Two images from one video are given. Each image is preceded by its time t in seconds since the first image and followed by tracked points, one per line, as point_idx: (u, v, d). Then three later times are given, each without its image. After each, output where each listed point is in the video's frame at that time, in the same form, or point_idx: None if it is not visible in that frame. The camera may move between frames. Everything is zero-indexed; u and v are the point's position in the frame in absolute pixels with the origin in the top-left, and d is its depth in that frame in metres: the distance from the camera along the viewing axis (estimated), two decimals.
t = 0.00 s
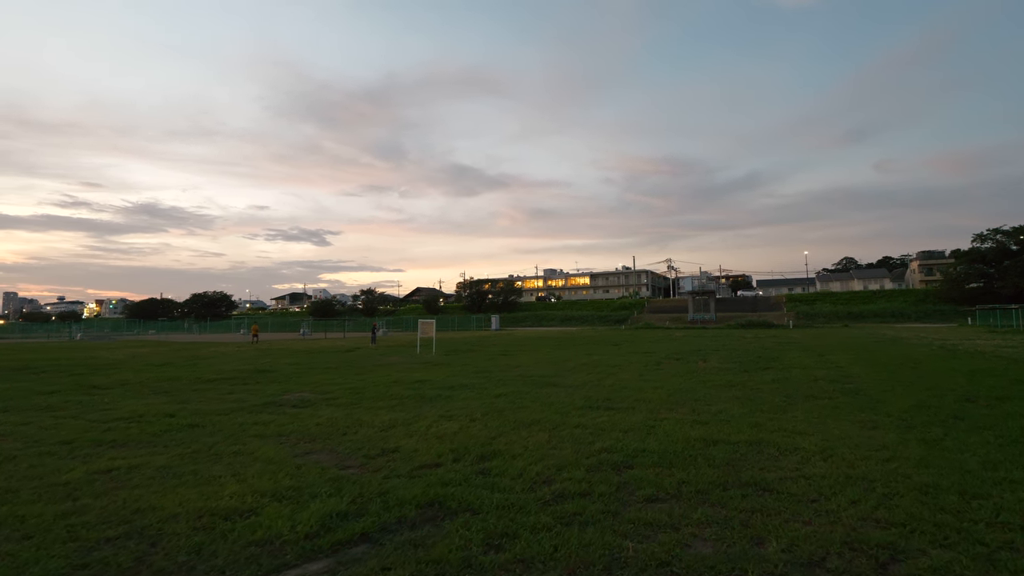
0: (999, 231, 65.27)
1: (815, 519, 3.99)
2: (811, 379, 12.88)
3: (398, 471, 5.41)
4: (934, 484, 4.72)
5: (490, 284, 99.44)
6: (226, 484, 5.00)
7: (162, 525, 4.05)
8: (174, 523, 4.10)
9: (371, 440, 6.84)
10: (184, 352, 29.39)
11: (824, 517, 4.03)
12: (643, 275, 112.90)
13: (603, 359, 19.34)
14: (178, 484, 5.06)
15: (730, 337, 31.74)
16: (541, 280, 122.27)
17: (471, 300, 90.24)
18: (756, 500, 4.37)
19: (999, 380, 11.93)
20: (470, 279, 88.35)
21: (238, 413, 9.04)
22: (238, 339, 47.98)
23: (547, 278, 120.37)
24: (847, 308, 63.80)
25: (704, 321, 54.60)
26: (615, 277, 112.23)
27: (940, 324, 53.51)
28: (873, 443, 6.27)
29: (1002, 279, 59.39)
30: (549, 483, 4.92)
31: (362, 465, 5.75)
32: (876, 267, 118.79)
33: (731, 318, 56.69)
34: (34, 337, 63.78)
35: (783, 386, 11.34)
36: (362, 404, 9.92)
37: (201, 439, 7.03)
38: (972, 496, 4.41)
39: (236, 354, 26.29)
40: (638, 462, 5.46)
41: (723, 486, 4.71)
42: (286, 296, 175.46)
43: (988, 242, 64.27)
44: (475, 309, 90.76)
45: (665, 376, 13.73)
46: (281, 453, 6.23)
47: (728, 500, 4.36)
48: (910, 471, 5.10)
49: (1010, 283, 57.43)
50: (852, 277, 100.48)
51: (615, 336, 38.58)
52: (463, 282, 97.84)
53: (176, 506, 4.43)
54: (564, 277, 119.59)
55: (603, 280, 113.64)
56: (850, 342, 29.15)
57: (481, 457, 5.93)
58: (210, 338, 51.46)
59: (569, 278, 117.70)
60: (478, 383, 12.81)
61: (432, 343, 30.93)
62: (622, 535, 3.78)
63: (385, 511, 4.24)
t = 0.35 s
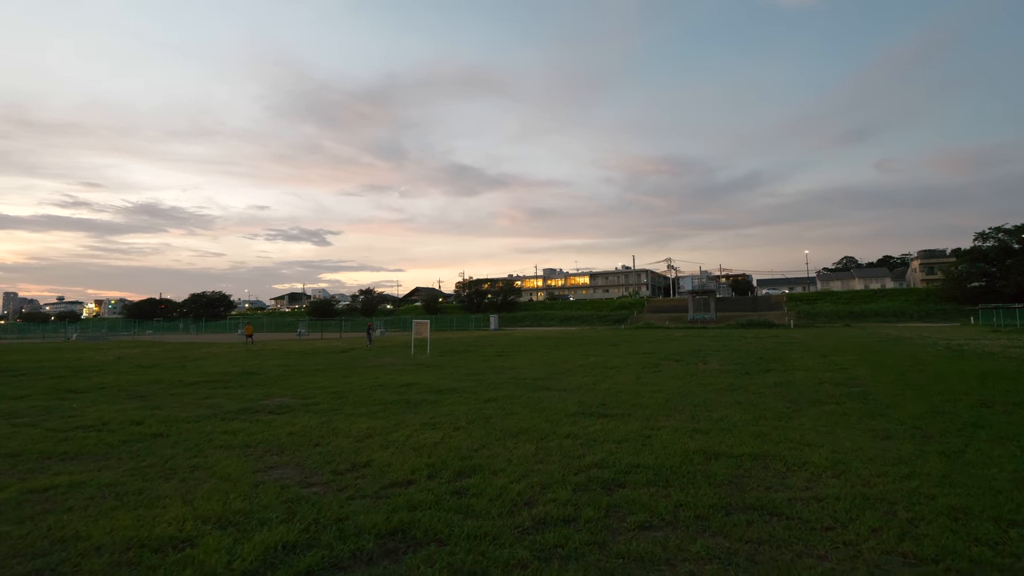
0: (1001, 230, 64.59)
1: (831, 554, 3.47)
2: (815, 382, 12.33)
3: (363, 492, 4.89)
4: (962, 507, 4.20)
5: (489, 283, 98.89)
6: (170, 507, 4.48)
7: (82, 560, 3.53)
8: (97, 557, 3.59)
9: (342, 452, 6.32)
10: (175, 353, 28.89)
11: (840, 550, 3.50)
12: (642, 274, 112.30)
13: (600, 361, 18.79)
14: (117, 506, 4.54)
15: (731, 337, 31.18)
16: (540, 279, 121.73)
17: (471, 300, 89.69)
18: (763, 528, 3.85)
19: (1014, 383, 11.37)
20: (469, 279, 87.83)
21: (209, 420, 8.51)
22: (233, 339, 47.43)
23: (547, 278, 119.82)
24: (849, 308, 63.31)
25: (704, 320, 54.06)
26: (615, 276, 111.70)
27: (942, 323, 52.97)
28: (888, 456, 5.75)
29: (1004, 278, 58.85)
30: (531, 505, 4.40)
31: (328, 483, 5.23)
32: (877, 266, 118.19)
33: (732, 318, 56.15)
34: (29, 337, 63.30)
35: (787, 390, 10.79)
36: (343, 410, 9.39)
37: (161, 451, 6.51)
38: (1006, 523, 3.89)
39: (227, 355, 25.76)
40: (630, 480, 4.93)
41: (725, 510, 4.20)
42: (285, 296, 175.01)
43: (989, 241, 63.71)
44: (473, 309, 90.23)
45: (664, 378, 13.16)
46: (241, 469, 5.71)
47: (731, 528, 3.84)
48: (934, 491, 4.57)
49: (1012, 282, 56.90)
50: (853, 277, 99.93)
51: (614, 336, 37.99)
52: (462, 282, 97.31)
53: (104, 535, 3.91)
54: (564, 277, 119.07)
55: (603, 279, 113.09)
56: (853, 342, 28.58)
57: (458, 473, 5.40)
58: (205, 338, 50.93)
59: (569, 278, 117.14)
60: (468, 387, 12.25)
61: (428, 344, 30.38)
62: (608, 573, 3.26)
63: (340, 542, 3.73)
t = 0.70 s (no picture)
0: (1004, 230, 64.04)
1: None
2: (822, 383, 11.81)
3: (326, 508, 4.34)
4: (1008, 529, 3.65)
5: (489, 283, 98.31)
6: (102, 527, 3.93)
7: None
8: None
9: (313, 461, 5.77)
10: (165, 353, 28.32)
11: None
12: (643, 274, 111.75)
13: (599, 362, 18.28)
14: (43, 526, 3.98)
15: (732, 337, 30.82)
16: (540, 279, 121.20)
17: (470, 300, 89.15)
18: (779, 555, 3.32)
19: None
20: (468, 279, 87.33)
21: (178, 424, 7.97)
22: (230, 339, 46.80)
23: (547, 278, 119.20)
24: (851, 308, 62.78)
25: (705, 321, 53.53)
26: (616, 276, 111.15)
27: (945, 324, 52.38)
28: (913, 466, 5.21)
29: (1007, 279, 58.29)
30: (512, 525, 3.87)
31: (289, 498, 4.68)
32: (878, 266, 117.57)
33: (733, 318, 55.61)
34: (25, 336, 62.86)
35: (795, 392, 10.23)
36: (323, 413, 8.86)
37: (115, 460, 5.95)
38: None
39: (217, 355, 25.25)
40: (627, 495, 4.38)
41: (736, 533, 3.66)
42: (285, 296, 174.55)
43: (992, 241, 63.18)
44: (473, 309, 89.72)
45: (665, 379, 12.59)
46: (196, 479, 5.17)
47: (744, 556, 3.30)
48: (971, 509, 4.02)
49: (1016, 282, 56.33)
50: (854, 277, 99.38)
51: (614, 336, 37.46)
52: (461, 282, 96.82)
53: (16, 562, 3.37)
54: (564, 277, 118.48)
55: (603, 279, 112.45)
56: (857, 342, 28.01)
57: (436, 485, 4.85)
58: (201, 338, 50.42)
59: (569, 278, 116.59)
60: (459, 388, 11.70)
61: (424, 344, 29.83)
62: None
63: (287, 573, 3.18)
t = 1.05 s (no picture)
0: (1006, 230, 63.55)
1: None
2: (827, 387, 11.31)
3: (277, 537, 3.83)
4: None
5: (488, 284, 97.77)
6: (12, 562, 3.41)
7: None
8: None
9: (275, 477, 5.25)
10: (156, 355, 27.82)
11: None
12: (643, 275, 111.32)
13: (596, 364, 17.75)
14: None
15: (733, 338, 30.30)
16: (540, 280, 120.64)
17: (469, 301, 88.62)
18: None
19: None
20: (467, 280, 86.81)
21: (143, 433, 7.46)
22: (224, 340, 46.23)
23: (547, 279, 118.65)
24: (852, 309, 62.28)
25: (705, 322, 52.98)
26: (616, 277, 110.64)
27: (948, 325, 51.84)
28: (937, 485, 4.71)
29: (1010, 279, 57.80)
30: (483, 562, 3.35)
31: (239, 523, 4.16)
32: (880, 267, 117.03)
33: (734, 319, 55.08)
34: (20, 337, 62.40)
35: (800, 398, 9.71)
36: (299, 421, 8.33)
37: (58, 475, 5.42)
38: None
39: (207, 357, 24.71)
40: (618, 523, 3.87)
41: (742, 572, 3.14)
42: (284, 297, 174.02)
43: (994, 241, 62.64)
44: (472, 310, 89.20)
45: (664, 384, 12.06)
46: (140, 500, 4.65)
47: None
48: (1011, 541, 3.51)
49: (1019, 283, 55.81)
50: (855, 277, 98.86)
51: (613, 337, 36.93)
52: (460, 283, 96.34)
53: None
54: (564, 278, 117.95)
55: (603, 280, 111.91)
56: (861, 343, 27.49)
57: (406, 508, 4.34)
58: (195, 339, 49.84)
59: (569, 279, 116.03)
60: (448, 393, 11.16)
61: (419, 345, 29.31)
62: None
63: None
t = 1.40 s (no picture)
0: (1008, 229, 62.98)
1: None
2: (834, 390, 10.77)
3: (209, 572, 3.31)
4: None
5: (487, 283, 97.21)
6: None
7: None
8: None
9: (227, 495, 4.73)
10: (146, 355, 27.33)
11: None
12: (643, 274, 110.76)
13: (593, 365, 17.20)
14: None
15: (734, 338, 29.70)
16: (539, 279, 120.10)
17: (468, 300, 88.07)
18: None
19: None
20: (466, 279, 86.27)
21: (99, 441, 6.93)
22: (219, 340, 45.67)
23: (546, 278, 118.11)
24: (853, 308, 61.70)
25: (705, 321, 52.47)
26: (616, 276, 110.07)
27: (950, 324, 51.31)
28: (965, 505, 4.19)
29: (1012, 278, 57.24)
30: None
31: (171, 553, 3.63)
32: (881, 266, 116.43)
33: (734, 318, 54.55)
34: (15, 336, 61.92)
35: (805, 402, 9.17)
36: (272, 428, 7.80)
37: None
38: None
39: (197, 357, 24.21)
40: (603, 555, 3.35)
41: None
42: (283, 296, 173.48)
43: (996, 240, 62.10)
44: (471, 309, 88.67)
45: (661, 386, 11.52)
46: (68, 523, 4.13)
47: None
48: None
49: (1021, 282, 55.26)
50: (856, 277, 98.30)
51: (612, 337, 36.34)
52: (459, 282, 95.80)
53: None
54: (563, 277, 117.40)
55: (603, 279, 111.38)
56: (864, 344, 26.92)
57: (364, 534, 3.82)
58: (191, 339, 49.31)
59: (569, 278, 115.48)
60: (434, 396, 10.62)
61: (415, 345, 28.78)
62: None
63: None
